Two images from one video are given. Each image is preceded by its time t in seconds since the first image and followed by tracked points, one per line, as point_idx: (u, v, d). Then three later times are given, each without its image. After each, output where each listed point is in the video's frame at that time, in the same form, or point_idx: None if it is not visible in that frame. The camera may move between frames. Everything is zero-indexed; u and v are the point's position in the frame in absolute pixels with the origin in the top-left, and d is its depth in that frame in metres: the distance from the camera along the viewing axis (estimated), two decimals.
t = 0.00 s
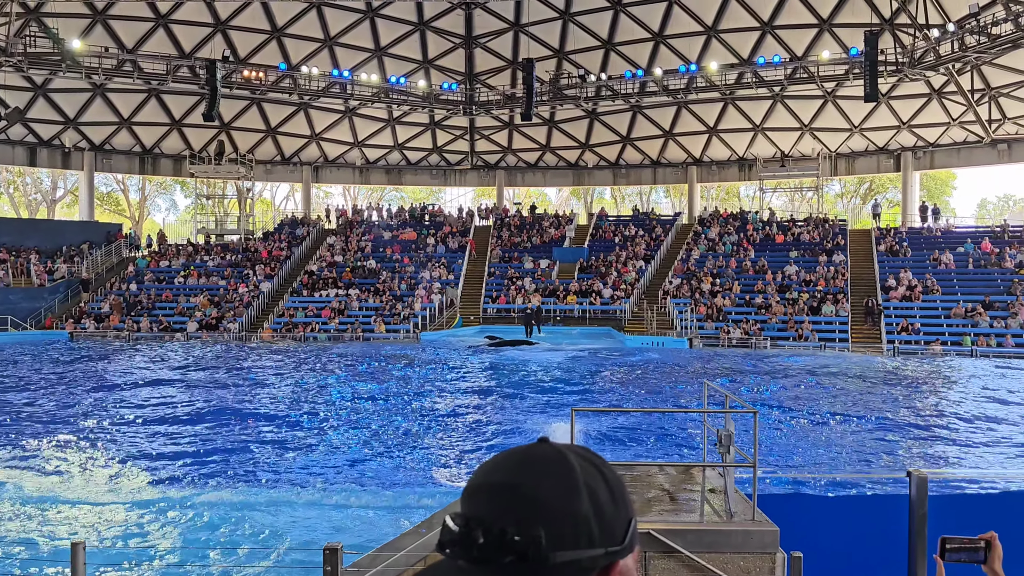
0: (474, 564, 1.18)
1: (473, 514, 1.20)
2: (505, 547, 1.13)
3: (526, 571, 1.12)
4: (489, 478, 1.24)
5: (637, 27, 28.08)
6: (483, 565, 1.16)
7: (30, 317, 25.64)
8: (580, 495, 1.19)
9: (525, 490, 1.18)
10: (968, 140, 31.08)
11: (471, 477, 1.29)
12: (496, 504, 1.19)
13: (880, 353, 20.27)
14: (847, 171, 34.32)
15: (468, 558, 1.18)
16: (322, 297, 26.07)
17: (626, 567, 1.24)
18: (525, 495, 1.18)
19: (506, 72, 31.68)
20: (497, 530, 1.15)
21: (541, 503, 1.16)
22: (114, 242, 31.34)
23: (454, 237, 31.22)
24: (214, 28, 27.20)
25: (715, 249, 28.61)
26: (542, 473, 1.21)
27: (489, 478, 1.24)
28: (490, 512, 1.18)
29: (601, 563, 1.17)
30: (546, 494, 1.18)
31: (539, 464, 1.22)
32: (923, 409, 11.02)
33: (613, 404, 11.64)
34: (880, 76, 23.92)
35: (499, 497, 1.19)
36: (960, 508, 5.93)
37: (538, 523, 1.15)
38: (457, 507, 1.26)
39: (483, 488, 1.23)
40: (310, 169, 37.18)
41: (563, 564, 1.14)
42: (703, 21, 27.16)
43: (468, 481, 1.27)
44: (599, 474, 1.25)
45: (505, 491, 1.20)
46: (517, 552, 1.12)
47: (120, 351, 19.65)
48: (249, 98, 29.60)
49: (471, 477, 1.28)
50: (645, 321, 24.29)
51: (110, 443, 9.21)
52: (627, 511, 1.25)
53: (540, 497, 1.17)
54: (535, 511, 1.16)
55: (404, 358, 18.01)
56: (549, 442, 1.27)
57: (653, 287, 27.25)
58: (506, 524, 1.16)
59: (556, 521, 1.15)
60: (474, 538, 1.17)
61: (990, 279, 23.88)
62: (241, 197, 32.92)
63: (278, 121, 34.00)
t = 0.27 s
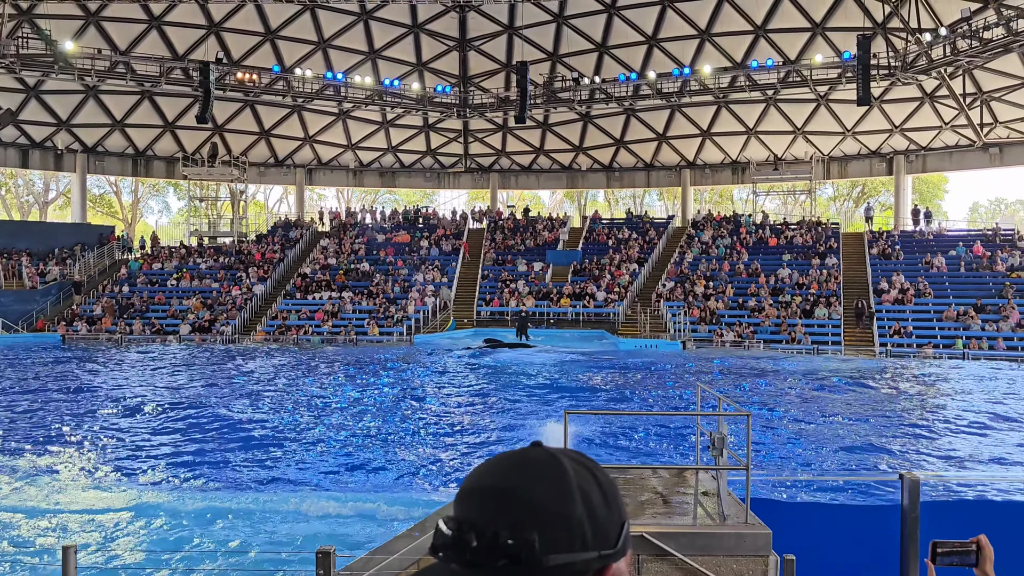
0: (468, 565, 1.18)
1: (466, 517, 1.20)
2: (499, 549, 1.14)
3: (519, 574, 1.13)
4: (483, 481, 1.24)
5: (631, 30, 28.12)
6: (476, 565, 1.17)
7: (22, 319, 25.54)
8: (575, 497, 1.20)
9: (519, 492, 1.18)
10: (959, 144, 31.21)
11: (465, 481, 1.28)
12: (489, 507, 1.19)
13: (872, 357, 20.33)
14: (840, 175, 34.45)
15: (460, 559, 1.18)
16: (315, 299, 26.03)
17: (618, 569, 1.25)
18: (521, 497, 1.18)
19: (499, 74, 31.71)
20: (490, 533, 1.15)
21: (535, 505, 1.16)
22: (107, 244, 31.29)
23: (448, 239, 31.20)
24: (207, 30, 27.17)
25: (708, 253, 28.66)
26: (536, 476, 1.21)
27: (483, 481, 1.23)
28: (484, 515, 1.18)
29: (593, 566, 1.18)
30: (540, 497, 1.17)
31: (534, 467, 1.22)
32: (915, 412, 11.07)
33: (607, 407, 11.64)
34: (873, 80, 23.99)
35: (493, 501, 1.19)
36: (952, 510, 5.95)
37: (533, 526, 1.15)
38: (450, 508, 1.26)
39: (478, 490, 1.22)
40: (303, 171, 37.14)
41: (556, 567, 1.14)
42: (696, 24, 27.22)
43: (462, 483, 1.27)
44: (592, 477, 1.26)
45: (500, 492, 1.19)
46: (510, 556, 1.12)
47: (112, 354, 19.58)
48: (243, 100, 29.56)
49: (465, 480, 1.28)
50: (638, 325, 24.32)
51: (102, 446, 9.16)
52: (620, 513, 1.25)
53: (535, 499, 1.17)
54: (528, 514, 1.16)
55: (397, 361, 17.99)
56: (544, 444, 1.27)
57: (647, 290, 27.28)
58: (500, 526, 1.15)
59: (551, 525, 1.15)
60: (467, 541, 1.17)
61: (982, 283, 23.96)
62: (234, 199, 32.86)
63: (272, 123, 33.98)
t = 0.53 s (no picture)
0: (458, 567, 1.18)
1: (454, 519, 1.20)
2: (490, 549, 1.14)
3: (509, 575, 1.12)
4: (473, 483, 1.24)
5: (622, 32, 28.17)
6: (466, 566, 1.16)
7: (11, 320, 25.40)
8: (565, 498, 1.20)
9: (510, 494, 1.18)
10: (949, 146, 31.38)
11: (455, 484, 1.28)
12: (480, 508, 1.19)
13: (861, 357, 20.42)
14: (830, 176, 34.59)
15: (450, 561, 1.17)
16: (307, 300, 25.99)
17: (606, 569, 1.25)
18: (511, 499, 1.18)
19: (491, 75, 31.73)
20: (481, 535, 1.15)
21: (525, 505, 1.17)
22: (97, 245, 31.18)
23: (440, 240, 31.19)
24: (198, 30, 27.10)
25: (699, 254, 28.75)
26: (527, 477, 1.21)
27: (473, 483, 1.23)
28: (474, 516, 1.18)
29: (583, 566, 1.18)
30: (529, 498, 1.18)
31: (524, 468, 1.22)
32: (904, 413, 11.12)
33: (598, 408, 11.66)
34: (863, 82, 24.09)
35: (484, 501, 1.19)
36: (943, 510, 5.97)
37: (523, 527, 1.15)
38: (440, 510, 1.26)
39: (469, 491, 1.22)
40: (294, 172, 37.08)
41: (546, 568, 1.14)
42: (688, 26, 27.31)
43: (452, 485, 1.26)
44: (581, 479, 1.26)
45: (490, 494, 1.20)
46: (499, 557, 1.12)
47: (100, 355, 19.50)
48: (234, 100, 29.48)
49: (454, 482, 1.27)
50: (630, 326, 24.35)
51: (90, 447, 9.11)
52: (609, 515, 1.26)
53: (524, 502, 1.17)
54: (519, 514, 1.16)
55: (388, 362, 17.97)
56: (533, 447, 1.28)
57: (638, 291, 27.33)
58: (491, 526, 1.15)
59: (540, 526, 1.15)
60: (457, 542, 1.17)
61: (971, 284, 24.10)
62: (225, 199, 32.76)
63: (263, 124, 33.91)
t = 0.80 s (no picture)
0: (439, 567, 1.17)
1: (435, 519, 1.19)
2: (471, 548, 1.13)
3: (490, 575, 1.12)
4: (454, 482, 1.23)
5: (610, 31, 28.22)
6: (447, 567, 1.16)
7: None
8: (544, 497, 1.20)
9: (490, 493, 1.18)
10: (934, 146, 31.61)
11: (439, 484, 1.28)
12: (460, 508, 1.18)
13: (847, 356, 20.53)
14: (817, 176, 34.77)
15: (431, 561, 1.17)
16: (294, 299, 25.90)
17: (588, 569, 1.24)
18: (492, 497, 1.17)
19: (479, 75, 31.73)
20: (461, 534, 1.15)
21: (505, 504, 1.16)
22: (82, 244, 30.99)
23: (427, 240, 31.15)
24: (185, 28, 26.95)
25: (687, 253, 28.84)
26: (507, 477, 1.20)
27: (455, 482, 1.23)
28: (454, 516, 1.17)
29: (564, 566, 1.17)
30: (509, 497, 1.17)
31: (504, 468, 1.22)
32: (889, 412, 11.19)
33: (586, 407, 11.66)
34: (850, 83, 24.20)
35: (465, 501, 1.19)
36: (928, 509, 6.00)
37: (503, 527, 1.14)
38: (422, 510, 1.25)
39: (451, 491, 1.22)
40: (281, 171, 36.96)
41: (526, 567, 1.14)
42: (676, 26, 27.40)
43: (434, 485, 1.26)
44: (562, 478, 1.25)
45: (471, 493, 1.19)
46: (480, 556, 1.12)
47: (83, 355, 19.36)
48: (221, 99, 29.34)
49: (437, 483, 1.27)
50: (617, 325, 24.39)
51: (74, 448, 9.03)
52: (590, 514, 1.25)
53: (504, 501, 1.17)
54: (498, 513, 1.16)
55: (374, 361, 17.93)
56: (514, 446, 1.27)
57: (626, 290, 27.38)
58: (471, 527, 1.15)
59: (521, 525, 1.14)
60: (438, 543, 1.16)
61: (956, 284, 24.27)
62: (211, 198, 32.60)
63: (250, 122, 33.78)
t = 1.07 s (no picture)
0: (417, 565, 1.14)
1: (412, 516, 1.16)
2: (447, 545, 1.10)
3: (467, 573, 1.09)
4: (432, 480, 1.19)
5: (592, 29, 28.27)
6: (423, 565, 1.13)
7: None
8: (524, 492, 1.16)
9: (467, 491, 1.14)
10: (913, 146, 31.94)
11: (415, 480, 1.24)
12: (436, 504, 1.15)
13: (827, 353, 20.72)
14: (797, 175, 35.04)
15: (408, 559, 1.13)
16: (275, 298, 25.77)
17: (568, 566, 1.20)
18: (467, 496, 1.14)
19: (462, 72, 31.71)
20: (438, 531, 1.11)
21: (483, 501, 1.13)
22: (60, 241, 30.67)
23: (410, 238, 31.09)
24: (164, 24, 26.70)
25: (669, 251, 28.97)
26: (484, 472, 1.17)
27: (432, 479, 1.20)
28: (431, 513, 1.14)
29: (544, 562, 1.13)
30: (486, 492, 1.14)
31: (481, 464, 1.18)
32: (868, 408, 11.31)
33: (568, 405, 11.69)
34: (830, 82, 24.37)
35: (442, 498, 1.15)
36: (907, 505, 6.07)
37: (482, 524, 1.11)
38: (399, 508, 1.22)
39: (428, 487, 1.18)
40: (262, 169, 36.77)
41: (505, 564, 1.10)
42: (658, 25, 27.53)
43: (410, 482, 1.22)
44: (543, 474, 1.22)
45: (448, 490, 1.16)
46: (457, 553, 1.09)
47: (59, 353, 19.14)
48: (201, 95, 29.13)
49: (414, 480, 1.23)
50: (600, 323, 24.45)
51: (51, 448, 8.92)
52: (570, 511, 1.22)
53: (481, 498, 1.14)
54: (476, 509, 1.12)
55: (355, 360, 17.87)
56: (492, 442, 1.24)
57: (608, 288, 27.46)
58: (448, 524, 1.11)
59: (498, 522, 1.11)
60: (415, 541, 1.13)
61: (934, 281, 24.56)
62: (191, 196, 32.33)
63: (230, 119, 33.54)
